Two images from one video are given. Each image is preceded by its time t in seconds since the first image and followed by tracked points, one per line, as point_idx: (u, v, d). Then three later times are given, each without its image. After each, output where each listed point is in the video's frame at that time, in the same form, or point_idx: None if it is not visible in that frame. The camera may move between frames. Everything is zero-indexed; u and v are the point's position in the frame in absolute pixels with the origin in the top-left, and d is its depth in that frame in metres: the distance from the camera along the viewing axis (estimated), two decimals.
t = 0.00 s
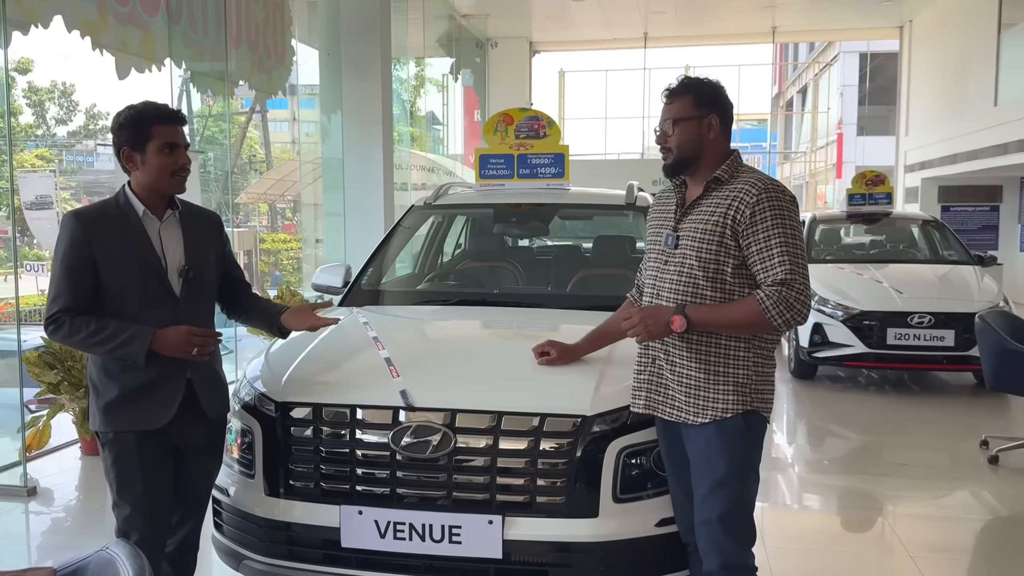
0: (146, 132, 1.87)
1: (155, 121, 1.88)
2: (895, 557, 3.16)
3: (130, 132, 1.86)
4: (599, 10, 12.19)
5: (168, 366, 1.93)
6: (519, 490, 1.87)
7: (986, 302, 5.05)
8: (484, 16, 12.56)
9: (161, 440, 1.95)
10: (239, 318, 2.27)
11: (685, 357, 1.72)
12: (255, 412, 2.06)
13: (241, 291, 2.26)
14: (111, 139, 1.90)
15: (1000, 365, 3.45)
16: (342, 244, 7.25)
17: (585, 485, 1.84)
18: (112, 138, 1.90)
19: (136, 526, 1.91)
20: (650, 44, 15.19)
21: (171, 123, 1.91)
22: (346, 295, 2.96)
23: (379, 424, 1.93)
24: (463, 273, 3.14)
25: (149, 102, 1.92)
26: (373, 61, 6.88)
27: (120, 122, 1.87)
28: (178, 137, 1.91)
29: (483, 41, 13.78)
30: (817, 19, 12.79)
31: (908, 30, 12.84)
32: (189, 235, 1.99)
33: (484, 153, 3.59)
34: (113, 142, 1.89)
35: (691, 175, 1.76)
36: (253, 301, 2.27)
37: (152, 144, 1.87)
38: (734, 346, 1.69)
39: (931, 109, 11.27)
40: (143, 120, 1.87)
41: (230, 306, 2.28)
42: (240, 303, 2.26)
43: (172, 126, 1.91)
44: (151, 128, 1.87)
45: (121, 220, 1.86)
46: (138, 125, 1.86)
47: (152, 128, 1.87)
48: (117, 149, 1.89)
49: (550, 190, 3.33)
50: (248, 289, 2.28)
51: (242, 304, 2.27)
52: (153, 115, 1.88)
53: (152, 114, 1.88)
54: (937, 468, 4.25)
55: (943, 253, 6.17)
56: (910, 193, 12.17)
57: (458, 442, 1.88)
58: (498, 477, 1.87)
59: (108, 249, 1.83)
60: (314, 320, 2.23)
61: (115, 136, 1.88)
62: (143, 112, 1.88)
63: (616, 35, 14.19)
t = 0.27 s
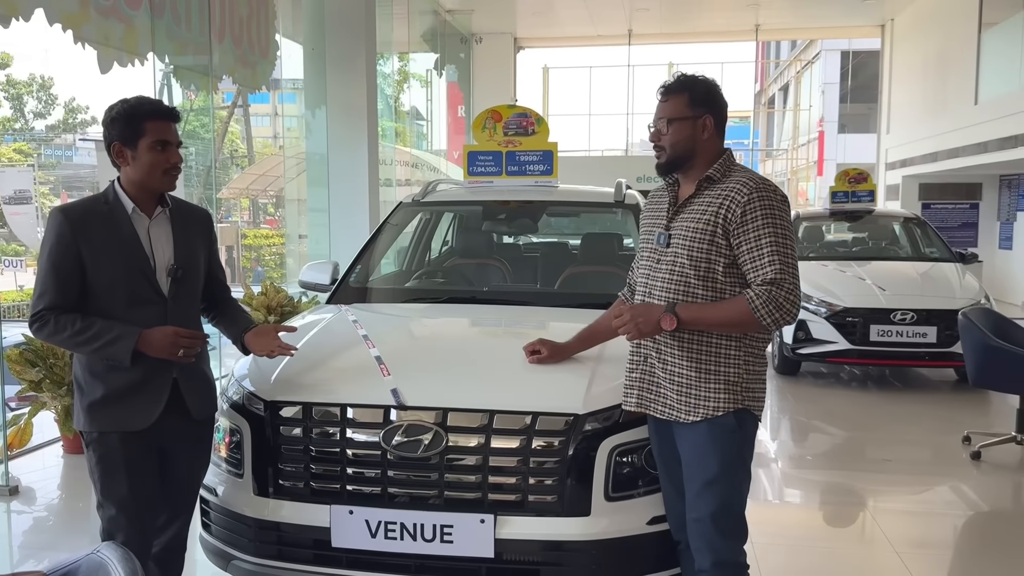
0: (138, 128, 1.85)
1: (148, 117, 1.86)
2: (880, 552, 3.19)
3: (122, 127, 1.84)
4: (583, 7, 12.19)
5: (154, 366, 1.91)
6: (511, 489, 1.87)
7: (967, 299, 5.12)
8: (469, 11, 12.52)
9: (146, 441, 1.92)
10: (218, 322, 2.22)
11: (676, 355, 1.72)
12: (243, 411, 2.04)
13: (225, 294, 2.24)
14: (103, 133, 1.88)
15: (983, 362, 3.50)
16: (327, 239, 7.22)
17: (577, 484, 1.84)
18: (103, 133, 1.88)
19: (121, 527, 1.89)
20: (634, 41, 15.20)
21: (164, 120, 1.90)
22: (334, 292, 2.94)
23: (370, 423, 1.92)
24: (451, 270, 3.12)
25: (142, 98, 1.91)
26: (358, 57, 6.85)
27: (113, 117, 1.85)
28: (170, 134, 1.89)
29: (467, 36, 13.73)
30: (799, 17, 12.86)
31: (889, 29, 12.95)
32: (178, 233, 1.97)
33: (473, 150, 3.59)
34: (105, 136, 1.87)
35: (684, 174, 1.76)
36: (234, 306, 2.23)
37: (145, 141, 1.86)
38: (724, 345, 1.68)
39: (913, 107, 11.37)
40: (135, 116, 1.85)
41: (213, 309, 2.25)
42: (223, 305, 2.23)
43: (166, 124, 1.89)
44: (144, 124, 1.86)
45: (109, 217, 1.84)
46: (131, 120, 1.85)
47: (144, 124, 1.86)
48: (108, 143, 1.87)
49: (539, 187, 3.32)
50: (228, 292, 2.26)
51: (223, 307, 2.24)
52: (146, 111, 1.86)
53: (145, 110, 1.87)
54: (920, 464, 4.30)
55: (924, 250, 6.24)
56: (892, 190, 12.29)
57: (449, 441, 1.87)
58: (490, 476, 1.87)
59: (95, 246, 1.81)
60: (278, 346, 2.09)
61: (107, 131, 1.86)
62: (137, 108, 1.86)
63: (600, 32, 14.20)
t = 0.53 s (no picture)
0: (132, 122, 1.81)
1: (142, 110, 1.83)
2: (870, 549, 3.20)
3: (114, 120, 1.80)
4: (570, 3, 12.17)
5: (145, 363, 1.87)
6: (509, 488, 1.85)
7: (954, 296, 5.16)
8: (456, 7, 12.46)
9: (136, 440, 1.88)
10: (206, 322, 2.18)
11: (676, 353, 1.71)
12: (237, 410, 2.01)
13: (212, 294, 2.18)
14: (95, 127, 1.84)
15: (973, 359, 3.52)
16: (314, 235, 7.16)
17: (575, 482, 1.83)
18: (95, 127, 1.84)
19: (113, 528, 1.86)
20: (620, 38, 15.18)
21: (159, 114, 1.86)
22: (326, 289, 2.90)
23: (366, 422, 1.89)
24: (444, 267, 3.10)
25: (135, 91, 1.87)
26: (345, 52, 6.79)
27: (105, 110, 1.81)
28: (165, 129, 1.86)
29: (453, 32, 13.66)
30: (785, 15, 12.89)
31: (874, 27, 13.02)
32: (171, 229, 1.94)
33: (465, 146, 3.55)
34: (97, 130, 1.83)
35: (691, 170, 1.76)
36: (220, 307, 2.18)
37: (138, 135, 1.82)
38: (727, 343, 1.67)
39: (898, 106, 11.44)
40: (129, 109, 1.81)
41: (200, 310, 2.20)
42: (211, 302, 2.18)
43: (160, 118, 1.85)
44: (137, 118, 1.82)
45: (100, 212, 1.80)
46: (124, 113, 1.81)
47: (138, 118, 1.82)
48: (100, 137, 1.83)
49: (532, 184, 3.31)
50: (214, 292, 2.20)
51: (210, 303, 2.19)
52: (140, 105, 1.83)
53: (139, 104, 1.83)
54: (908, 460, 4.33)
55: (910, 248, 6.28)
56: (876, 188, 12.37)
57: (447, 440, 1.85)
58: (488, 475, 1.85)
59: (85, 241, 1.77)
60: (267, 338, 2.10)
61: (99, 124, 1.82)
62: (130, 101, 1.82)
63: (587, 28, 14.17)
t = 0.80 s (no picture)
0: (121, 118, 1.78)
1: (130, 106, 1.79)
2: (863, 546, 3.21)
3: (104, 117, 1.77)
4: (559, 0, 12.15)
5: (138, 362, 1.84)
6: (508, 489, 1.83)
7: (943, 295, 5.19)
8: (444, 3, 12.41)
9: (130, 440, 1.85)
10: (200, 318, 2.14)
11: (683, 350, 1.71)
12: (232, 410, 1.98)
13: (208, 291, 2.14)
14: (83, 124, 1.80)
15: (963, 357, 3.55)
16: (302, 232, 7.12)
17: (576, 482, 1.81)
18: (84, 123, 1.80)
19: (105, 531, 1.82)
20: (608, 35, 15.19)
21: (148, 109, 1.82)
22: (318, 287, 2.87)
23: (364, 422, 1.87)
24: (436, 265, 3.07)
25: (123, 86, 1.83)
26: (334, 47, 6.74)
27: (94, 106, 1.78)
28: (155, 124, 1.82)
29: (441, 28, 13.62)
30: (772, 13, 12.95)
31: (861, 26, 13.10)
32: (163, 225, 1.90)
33: (459, 143, 3.54)
34: (86, 127, 1.79)
35: (698, 168, 1.82)
36: (216, 301, 2.14)
37: (128, 131, 1.78)
38: (734, 342, 1.68)
39: (884, 104, 11.52)
40: (118, 105, 1.78)
41: (194, 306, 2.16)
42: (205, 298, 2.15)
43: (149, 113, 1.82)
44: (126, 114, 1.78)
45: (91, 208, 1.76)
46: (113, 109, 1.77)
47: (127, 113, 1.78)
48: (90, 134, 1.79)
49: (526, 181, 3.28)
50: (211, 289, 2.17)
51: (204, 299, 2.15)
52: (128, 100, 1.79)
53: (127, 99, 1.79)
54: (898, 457, 4.36)
55: (899, 245, 6.32)
56: (863, 185, 12.45)
57: (446, 440, 1.83)
58: (487, 476, 1.83)
59: (77, 237, 1.74)
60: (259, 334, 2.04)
61: (88, 121, 1.78)
62: (119, 97, 1.79)
63: (575, 25, 14.17)
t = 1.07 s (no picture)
0: (111, 114, 1.75)
1: (119, 102, 1.76)
2: (856, 544, 3.22)
3: (93, 113, 1.74)
4: None
5: (131, 361, 1.81)
6: (507, 489, 1.82)
7: (932, 292, 5.23)
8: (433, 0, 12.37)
9: (123, 439, 1.82)
10: (193, 316, 2.12)
11: (683, 348, 1.70)
12: (227, 409, 1.96)
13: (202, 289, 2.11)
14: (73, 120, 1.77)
15: (955, 355, 3.58)
16: (291, 230, 7.08)
17: (575, 481, 1.80)
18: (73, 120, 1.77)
19: (98, 532, 1.79)
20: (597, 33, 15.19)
21: (138, 104, 1.79)
22: (311, 286, 2.85)
23: (361, 421, 1.85)
24: (429, 262, 3.05)
25: (112, 82, 1.80)
26: (323, 43, 6.69)
27: (82, 103, 1.75)
28: (145, 119, 1.79)
29: (430, 25, 13.57)
30: (760, 12, 12.99)
31: (849, 25, 13.17)
32: (156, 222, 1.87)
33: (452, 140, 3.50)
34: (76, 124, 1.76)
35: (696, 166, 1.81)
36: (207, 300, 2.12)
37: (117, 126, 1.75)
38: (734, 341, 1.67)
39: (871, 103, 11.59)
40: (107, 101, 1.75)
41: (186, 304, 2.14)
42: (198, 296, 2.12)
43: (140, 108, 1.79)
44: (116, 109, 1.75)
45: (83, 205, 1.73)
46: (102, 105, 1.74)
47: (117, 109, 1.75)
48: (79, 131, 1.76)
49: (520, 178, 3.26)
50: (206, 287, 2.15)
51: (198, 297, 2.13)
52: (117, 96, 1.76)
53: (116, 95, 1.76)
54: (888, 454, 4.38)
55: (887, 243, 6.36)
56: (850, 184, 12.52)
57: (445, 439, 1.82)
58: (486, 475, 1.82)
59: (68, 235, 1.71)
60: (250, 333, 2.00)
61: (77, 117, 1.75)
62: (108, 92, 1.76)
63: (564, 23, 14.15)
